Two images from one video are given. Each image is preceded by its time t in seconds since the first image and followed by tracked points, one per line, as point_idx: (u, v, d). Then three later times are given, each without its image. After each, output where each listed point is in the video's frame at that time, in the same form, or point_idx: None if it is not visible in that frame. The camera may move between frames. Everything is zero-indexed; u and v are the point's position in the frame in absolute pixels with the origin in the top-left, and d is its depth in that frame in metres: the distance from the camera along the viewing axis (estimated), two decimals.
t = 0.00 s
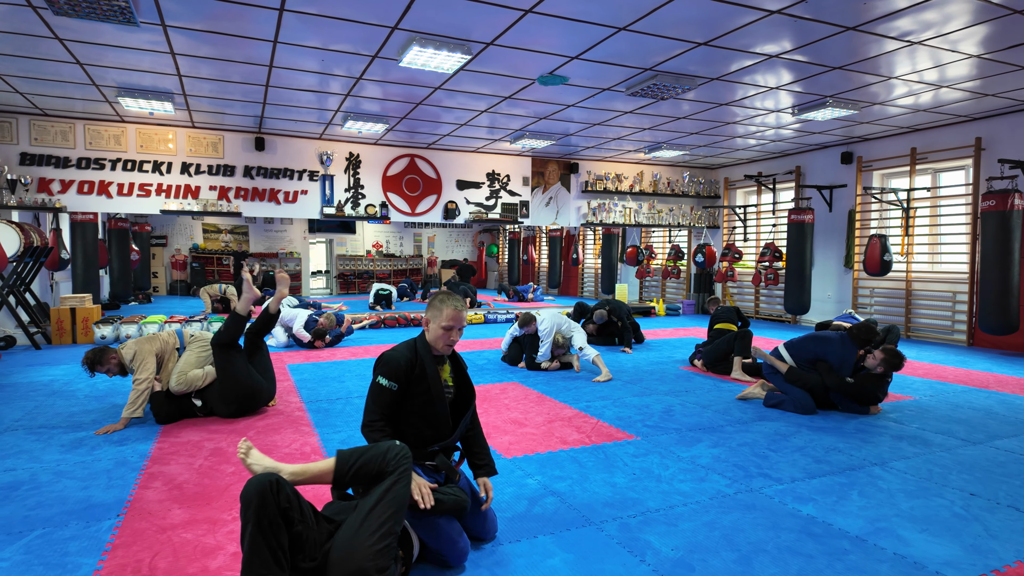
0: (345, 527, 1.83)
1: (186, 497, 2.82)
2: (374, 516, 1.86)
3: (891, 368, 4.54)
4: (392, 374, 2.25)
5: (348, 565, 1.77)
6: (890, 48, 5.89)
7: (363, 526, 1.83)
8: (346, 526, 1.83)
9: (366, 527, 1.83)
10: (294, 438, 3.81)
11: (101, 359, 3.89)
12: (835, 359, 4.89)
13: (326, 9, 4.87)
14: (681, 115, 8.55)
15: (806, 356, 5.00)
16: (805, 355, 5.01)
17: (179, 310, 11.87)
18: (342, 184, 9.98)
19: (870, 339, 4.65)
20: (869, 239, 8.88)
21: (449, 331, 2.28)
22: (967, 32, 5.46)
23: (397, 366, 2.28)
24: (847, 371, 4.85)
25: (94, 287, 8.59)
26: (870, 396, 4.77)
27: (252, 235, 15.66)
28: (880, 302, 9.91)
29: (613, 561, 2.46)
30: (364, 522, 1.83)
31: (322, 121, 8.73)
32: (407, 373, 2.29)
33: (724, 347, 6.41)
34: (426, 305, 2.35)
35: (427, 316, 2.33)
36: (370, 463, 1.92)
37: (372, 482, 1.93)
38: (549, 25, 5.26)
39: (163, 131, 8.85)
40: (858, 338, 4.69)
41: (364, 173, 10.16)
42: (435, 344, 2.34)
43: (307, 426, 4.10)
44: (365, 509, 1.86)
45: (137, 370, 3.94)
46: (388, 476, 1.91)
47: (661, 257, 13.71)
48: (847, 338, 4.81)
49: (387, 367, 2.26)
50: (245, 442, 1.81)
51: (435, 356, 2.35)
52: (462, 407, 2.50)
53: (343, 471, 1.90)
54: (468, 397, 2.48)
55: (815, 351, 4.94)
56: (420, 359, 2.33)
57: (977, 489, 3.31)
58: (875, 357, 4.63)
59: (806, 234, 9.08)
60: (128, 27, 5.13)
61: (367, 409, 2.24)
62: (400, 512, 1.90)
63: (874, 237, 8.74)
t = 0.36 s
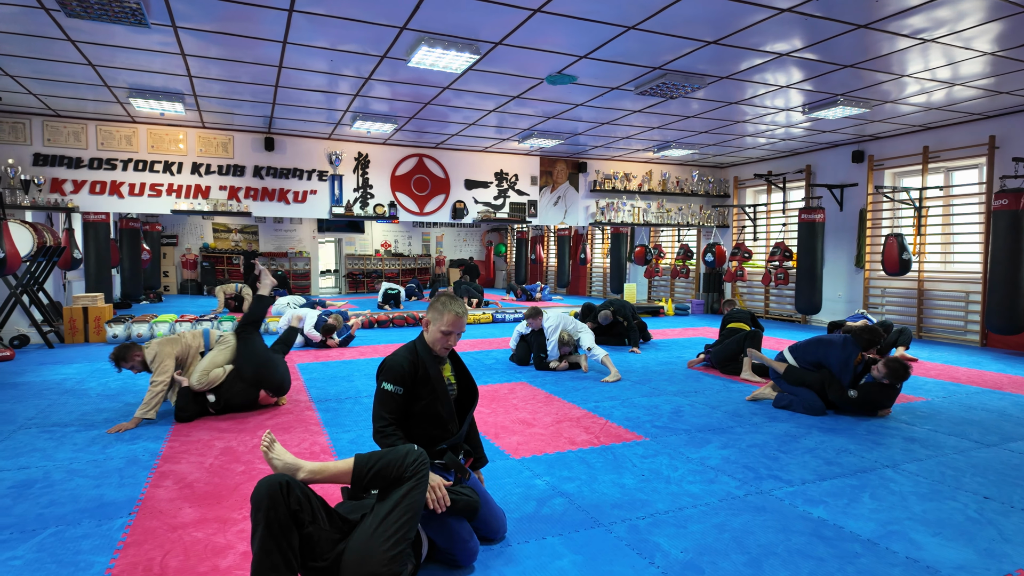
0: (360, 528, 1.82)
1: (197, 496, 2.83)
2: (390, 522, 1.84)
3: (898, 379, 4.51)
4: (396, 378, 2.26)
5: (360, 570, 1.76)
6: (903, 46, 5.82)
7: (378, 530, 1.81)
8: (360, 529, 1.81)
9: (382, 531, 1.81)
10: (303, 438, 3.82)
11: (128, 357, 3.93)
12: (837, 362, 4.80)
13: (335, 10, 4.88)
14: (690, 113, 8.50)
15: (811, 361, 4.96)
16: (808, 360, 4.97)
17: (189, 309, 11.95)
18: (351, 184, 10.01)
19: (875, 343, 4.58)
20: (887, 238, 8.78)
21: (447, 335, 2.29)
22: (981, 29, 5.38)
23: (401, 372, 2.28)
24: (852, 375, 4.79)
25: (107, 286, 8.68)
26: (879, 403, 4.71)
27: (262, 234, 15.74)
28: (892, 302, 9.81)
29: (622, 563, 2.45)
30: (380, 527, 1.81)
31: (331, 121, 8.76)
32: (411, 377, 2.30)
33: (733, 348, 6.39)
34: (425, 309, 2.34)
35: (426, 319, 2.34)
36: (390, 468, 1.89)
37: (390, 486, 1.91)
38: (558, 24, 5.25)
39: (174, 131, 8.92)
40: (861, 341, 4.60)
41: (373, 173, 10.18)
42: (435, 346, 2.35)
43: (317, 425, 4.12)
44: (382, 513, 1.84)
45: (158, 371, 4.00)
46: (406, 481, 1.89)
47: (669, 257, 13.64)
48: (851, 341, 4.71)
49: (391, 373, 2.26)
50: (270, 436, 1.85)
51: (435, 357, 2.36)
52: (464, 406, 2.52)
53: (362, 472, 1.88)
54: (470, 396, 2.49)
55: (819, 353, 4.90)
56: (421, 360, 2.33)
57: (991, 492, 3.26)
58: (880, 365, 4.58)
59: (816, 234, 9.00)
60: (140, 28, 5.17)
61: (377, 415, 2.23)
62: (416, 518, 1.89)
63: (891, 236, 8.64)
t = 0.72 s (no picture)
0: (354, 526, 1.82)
1: (202, 498, 2.84)
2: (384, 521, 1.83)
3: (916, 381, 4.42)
4: (392, 381, 2.27)
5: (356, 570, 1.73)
6: (911, 45, 5.77)
7: (372, 530, 1.80)
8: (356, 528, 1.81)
9: (376, 530, 1.80)
10: (308, 439, 3.83)
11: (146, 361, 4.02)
12: (851, 364, 4.78)
13: (341, 11, 4.89)
14: (696, 114, 8.46)
15: (825, 361, 4.98)
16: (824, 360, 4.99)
17: (196, 309, 12.02)
18: (357, 185, 10.04)
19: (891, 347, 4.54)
20: (895, 238, 8.71)
21: (448, 343, 2.28)
22: (991, 28, 5.32)
23: (399, 374, 2.30)
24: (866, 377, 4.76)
25: (115, 287, 8.74)
26: (893, 407, 4.63)
27: (269, 234, 15.82)
28: (901, 303, 9.72)
29: (625, 568, 2.44)
30: (374, 526, 1.80)
31: (337, 123, 8.79)
32: (408, 380, 2.31)
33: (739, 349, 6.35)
34: (430, 314, 2.34)
35: (429, 324, 2.33)
36: (380, 467, 1.93)
37: (380, 488, 1.93)
38: (563, 25, 5.23)
39: (181, 132, 8.97)
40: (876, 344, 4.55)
41: (379, 174, 10.20)
42: (436, 352, 2.35)
43: (321, 427, 4.13)
44: (375, 513, 1.84)
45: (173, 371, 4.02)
46: (396, 480, 1.91)
47: (676, 257, 13.59)
48: (865, 343, 4.70)
49: (388, 374, 2.28)
50: (258, 444, 1.92)
51: (436, 363, 2.36)
52: (465, 412, 2.50)
53: (350, 475, 1.93)
54: (470, 403, 2.48)
55: (833, 355, 4.90)
56: (420, 366, 2.33)
57: (1001, 497, 3.22)
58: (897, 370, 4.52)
59: (824, 234, 8.93)
60: (147, 31, 5.20)
61: (369, 415, 2.24)
62: (410, 517, 1.88)
63: (898, 236, 8.57)
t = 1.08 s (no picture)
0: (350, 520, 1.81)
1: (206, 498, 2.85)
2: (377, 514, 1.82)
3: (932, 380, 4.32)
4: (394, 377, 2.28)
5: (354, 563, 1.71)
6: (919, 44, 5.72)
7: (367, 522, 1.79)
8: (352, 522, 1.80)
9: (371, 522, 1.78)
10: (312, 440, 3.84)
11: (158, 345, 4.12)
12: (873, 363, 4.65)
13: (345, 11, 4.89)
14: (702, 113, 8.42)
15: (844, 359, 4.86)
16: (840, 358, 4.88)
17: (202, 309, 12.06)
18: (362, 185, 10.05)
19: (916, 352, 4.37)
20: (896, 238, 8.64)
21: (450, 344, 2.28)
22: (999, 26, 5.27)
23: (401, 371, 2.31)
24: (887, 376, 4.63)
25: (122, 287, 8.78)
26: (910, 405, 4.55)
27: (275, 234, 15.88)
28: (908, 303, 9.65)
29: (630, 570, 2.43)
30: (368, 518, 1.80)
31: (342, 123, 8.80)
32: (411, 378, 2.32)
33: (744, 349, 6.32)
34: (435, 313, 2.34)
35: (434, 323, 2.34)
36: (371, 462, 1.94)
37: (373, 485, 1.93)
38: (568, 24, 5.22)
39: (187, 133, 9.01)
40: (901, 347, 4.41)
41: (384, 174, 10.21)
42: (439, 352, 2.35)
43: (326, 427, 4.13)
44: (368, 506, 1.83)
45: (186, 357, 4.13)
46: (388, 474, 1.91)
47: (681, 257, 13.55)
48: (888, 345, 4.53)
49: (391, 371, 2.29)
50: (247, 449, 1.90)
51: (440, 363, 2.35)
52: (470, 413, 2.49)
53: (342, 474, 1.94)
54: (475, 404, 2.47)
55: (856, 351, 4.74)
56: (423, 365, 2.33)
57: (1010, 500, 3.19)
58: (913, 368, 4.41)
59: (831, 234, 8.87)
60: (153, 31, 5.22)
61: (370, 410, 2.27)
62: (405, 508, 1.86)
63: (900, 237, 8.50)
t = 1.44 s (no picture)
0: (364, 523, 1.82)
1: (214, 496, 2.85)
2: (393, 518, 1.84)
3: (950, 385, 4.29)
4: (402, 376, 2.27)
5: (369, 567, 1.73)
6: (931, 41, 5.65)
7: (382, 526, 1.81)
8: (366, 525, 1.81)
9: (387, 527, 1.79)
10: (319, 438, 3.85)
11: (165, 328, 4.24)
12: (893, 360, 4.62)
13: (353, 11, 4.90)
14: (710, 112, 8.37)
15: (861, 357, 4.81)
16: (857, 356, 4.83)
17: (211, 308, 12.13)
18: (369, 185, 10.07)
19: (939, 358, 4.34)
20: (903, 238, 8.56)
21: (455, 342, 2.27)
22: (1012, 23, 5.20)
23: (409, 370, 2.30)
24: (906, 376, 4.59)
25: (131, 286, 8.85)
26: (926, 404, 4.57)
27: (283, 234, 15.95)
28: (918, 303, 9.55)
29: (638, 571, 2.40)
30: (384, 522, 1.81)
31: (350, 123, 8.82)
32: (419, 376, 2.31)
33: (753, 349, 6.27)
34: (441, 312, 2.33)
35: (440, 321, 2.33)
36: (389, 464, 1.92)
37: (389, 486, 1.92)
38: (575, 23, 5.20)
39: (196, 133, 9.06)
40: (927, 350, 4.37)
41: (391, 174, 10.23)
42: (445, 350, 2.34)
43: (333, 426, 4.13)
44: (384, 509, 1.84)
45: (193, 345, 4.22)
46: (406, 478, 1.91)
47: (689, 256, 13.48)
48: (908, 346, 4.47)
49: (399, 370, 2.28)
50: (263, 443, 1.85)
51: (447, 361, 2.35)
52: (477, 412, 2.48)
53: (361, 472, 1.90)
54: (482, 402, 2.46)
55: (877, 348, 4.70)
56: (430, 364, 2.32)
57: None
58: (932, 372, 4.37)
59: (840, 233, 8.79)
60: (162, 32, 5.25)
61: (381, 408, 2.26)
62: (419, 514, 1.88)
63: (907, 236, 8.41)
